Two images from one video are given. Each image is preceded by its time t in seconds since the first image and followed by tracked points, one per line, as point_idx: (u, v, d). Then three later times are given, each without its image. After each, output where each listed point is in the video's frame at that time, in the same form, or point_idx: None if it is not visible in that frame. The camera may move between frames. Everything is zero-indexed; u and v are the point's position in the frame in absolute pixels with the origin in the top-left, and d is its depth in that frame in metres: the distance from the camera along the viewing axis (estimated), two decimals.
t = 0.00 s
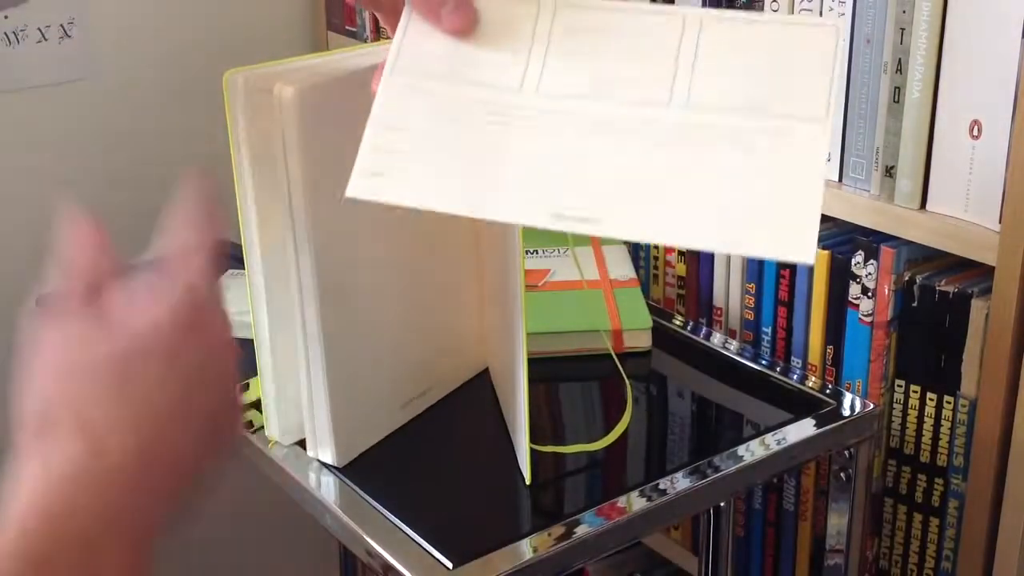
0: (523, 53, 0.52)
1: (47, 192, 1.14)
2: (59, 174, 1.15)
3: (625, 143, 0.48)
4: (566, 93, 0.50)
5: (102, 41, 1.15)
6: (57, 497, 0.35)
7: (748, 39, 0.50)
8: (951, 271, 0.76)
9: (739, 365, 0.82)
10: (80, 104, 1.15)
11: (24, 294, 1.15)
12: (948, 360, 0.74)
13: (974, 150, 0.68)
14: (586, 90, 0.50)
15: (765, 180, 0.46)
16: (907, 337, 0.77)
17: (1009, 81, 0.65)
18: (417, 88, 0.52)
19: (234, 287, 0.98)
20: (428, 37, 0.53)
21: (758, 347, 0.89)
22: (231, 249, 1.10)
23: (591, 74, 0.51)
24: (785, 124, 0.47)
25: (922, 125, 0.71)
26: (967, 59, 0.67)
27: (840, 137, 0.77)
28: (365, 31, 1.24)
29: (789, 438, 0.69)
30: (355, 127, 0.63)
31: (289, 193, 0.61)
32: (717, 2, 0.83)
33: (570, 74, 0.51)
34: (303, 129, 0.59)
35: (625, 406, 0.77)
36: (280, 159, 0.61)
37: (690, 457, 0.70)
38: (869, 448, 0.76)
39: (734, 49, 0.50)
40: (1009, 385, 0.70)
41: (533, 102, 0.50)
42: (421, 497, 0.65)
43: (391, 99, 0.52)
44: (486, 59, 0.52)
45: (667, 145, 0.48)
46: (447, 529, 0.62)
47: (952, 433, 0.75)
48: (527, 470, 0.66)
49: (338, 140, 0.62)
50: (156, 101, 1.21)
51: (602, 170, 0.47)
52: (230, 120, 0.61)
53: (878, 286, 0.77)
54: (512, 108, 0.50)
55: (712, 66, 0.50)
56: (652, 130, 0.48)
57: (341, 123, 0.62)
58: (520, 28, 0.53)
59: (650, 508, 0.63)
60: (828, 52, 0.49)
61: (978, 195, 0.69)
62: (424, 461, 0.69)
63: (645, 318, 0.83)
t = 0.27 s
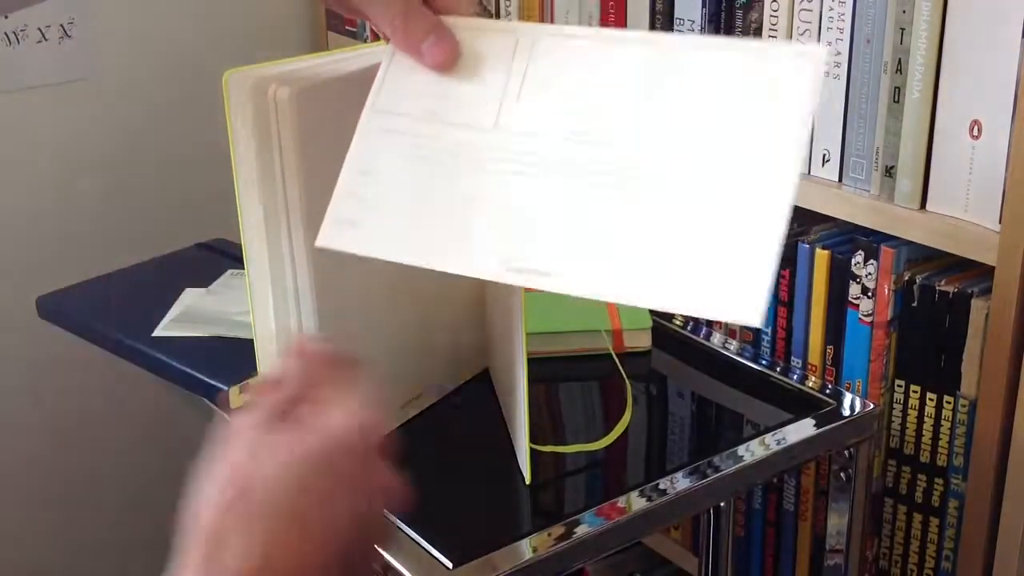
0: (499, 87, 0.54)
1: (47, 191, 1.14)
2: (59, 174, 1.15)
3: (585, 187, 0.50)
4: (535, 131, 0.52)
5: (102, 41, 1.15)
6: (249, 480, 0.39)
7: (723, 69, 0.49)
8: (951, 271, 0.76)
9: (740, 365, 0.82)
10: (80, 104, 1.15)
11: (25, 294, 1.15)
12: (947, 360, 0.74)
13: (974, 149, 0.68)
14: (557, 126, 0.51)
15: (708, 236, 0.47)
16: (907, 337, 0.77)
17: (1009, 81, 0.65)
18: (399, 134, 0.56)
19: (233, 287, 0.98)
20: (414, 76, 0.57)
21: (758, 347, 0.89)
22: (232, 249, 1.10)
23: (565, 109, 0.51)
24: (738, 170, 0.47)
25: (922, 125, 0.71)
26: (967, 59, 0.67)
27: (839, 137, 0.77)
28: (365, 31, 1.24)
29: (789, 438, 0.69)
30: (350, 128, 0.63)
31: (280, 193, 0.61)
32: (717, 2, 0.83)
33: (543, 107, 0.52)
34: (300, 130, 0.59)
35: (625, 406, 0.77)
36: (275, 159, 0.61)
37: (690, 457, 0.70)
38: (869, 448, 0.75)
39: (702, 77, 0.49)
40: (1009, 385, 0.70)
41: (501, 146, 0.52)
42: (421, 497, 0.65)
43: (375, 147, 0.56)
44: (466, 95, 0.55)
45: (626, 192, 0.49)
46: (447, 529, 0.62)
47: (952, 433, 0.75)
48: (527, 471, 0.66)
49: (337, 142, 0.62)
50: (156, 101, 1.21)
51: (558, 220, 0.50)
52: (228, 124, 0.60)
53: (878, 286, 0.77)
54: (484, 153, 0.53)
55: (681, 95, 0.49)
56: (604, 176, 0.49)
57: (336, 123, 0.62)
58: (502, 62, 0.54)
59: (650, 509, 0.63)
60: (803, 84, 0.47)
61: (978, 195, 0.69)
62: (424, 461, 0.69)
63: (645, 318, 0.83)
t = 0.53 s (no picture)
0: (454, 93, 0.53)
1: (47, 191, 1.14)
2: (59, 174, 1.15)
3: (522, 193, 0.49)
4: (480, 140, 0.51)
5: (102, 41, 1.15)
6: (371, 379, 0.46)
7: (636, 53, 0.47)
8: (951, 271, 0.76)
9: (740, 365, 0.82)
10: (80, 104, 1.15)
11: (25, 294, 1.14)
12: (947, 360, 0.74)
13: (974, 149, 0.68)
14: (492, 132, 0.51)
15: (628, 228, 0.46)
16: (907, 337, 0.77)
17: (1009, 81, 0.65)
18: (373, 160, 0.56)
19: (233, 287, 0.98)
20: (392, 99, 0.57)
21: (758, 347, 0.89)
22: (232, 249, 1.10)
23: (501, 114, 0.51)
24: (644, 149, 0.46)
25: (922, 125, 0.71)
26: (967, 59, 0.67)
27: (839, 137, 0.77)
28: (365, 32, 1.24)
29: (789, 438, 0.69)
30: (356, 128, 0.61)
31: (279, 191, 0.61)
32: (717, 2, 0.83)
33: (485, 102, 0.52)
34: (301, 128, 0.59)
35: (625, 406, 0.77)
36: (275, 157, 0.60)
37: (690, 457, 0.70)
38: (869, 448, 0.75)
39: (599, 53, 0.48)
40: (1009, 385, 0.70)
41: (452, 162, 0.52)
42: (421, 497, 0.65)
43: (357, 169, 0.57)
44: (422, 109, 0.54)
45: (556, 193, 0.48)
46: (447, 529, 0.62)
47: (952, 433, 0.75)
48: (528, 472, 0.67)
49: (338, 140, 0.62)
50: (156, 101, 1.21)
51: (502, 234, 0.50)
52: (229, 123, 0.61)
53: (878, 286, 0.77)
54: (438, 170, 0.53)
55: (590, 76, 0.48)
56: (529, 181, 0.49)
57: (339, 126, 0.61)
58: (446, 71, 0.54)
59: (651, 508, 0.63)
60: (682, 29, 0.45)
61: (979, 195, 0.69)
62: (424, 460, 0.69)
63: (644, 318, 0.83)
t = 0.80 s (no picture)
0: (455, 102, 0.55)
1: (48, 191, 1.14)
2: (60, 173, 1.15)
3: (516, 195, 0.50)
4: (480, 146, 0.52)
5: (102, 41, 1.15)
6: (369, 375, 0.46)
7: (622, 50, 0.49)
8: (951, 271, 0.76)
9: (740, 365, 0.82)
10: (81, 104, 1.15)
11: (25, 294, 1.14)
12: (947, 361, 0.74)
13: (974, 150, 0.68)
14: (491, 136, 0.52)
15: (613, 234, 0.46)
16: (907, 337, 0.77)
17: (1008, 81, 0.65)
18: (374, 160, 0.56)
19: (233, 287, 0.98)
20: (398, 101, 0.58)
21: (758, 347, 0.89)
22: (233, 249, 1.10)
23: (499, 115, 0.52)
24: (638, 157, 0.46)
25: (922, 125, 0.71)
26: (967, 60, 0.67)
27: (839, 137, 0.77)
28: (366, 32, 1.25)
29: (789, 438, 0.69)
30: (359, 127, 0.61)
31: (279, 191, 0.61)
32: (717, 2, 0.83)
33: (483, 108, 0.53)
34: (302, 129, 0.59)
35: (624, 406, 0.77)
36: (276, 158, 0.60)
37: (690, 457, 0.70)
38: (869, 448, 0.75)
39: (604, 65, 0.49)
40: (1009, 385, 0.70)
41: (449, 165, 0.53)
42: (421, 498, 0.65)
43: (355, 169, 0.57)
44: (429, 112, 0.56)
45: (552, 194, 0.48)
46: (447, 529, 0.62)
47: (952, 433, 0.75)
48: (528, 473, 0.67)
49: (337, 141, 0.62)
50: (156, 101, 1.21)
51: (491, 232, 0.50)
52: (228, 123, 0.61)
53: (878, 286, 0.77)
54: (436, 171, 0.54)
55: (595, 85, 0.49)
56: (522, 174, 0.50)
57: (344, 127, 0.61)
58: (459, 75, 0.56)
59: (651, 509, 0.63)
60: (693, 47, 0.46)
61: (979, 195, 0.69)
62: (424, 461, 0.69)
63: (644, 318, 0.83)
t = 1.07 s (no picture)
0: (461, 91, 0.56)
1: (48, 191, 1.14)
2: (59, 174, 1.15)
3: (511, 178, 0.51)
4: (480, 133, 0.53)
5: (102, 42, 1.15)
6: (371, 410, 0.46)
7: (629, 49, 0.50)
8: (951, 271, 0.76)
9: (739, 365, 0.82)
10: (81, 104, 1.15)
11: (25, 294, 1.14)
12: (947, 361, 0.74)
13: (974, 150, 0.68)
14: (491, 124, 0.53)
15: (599, 219, 0.47)
16: (907, 337, 0.77)
17: (1008, 81, 0.65)
18: (375, 141, 0.58)
19: (233, 287, 0.98)
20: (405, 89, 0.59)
21: (758, 347, 0.89)
22: (232, 249, 1.10)
23: (503, 105, 0.53)
24: (631, 147, 0.47)
25: (922, 125, 0.71)
26: (967, 59, 0.67)
27: (840, 137, 0.77)
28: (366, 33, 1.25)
29: (789, 438, 0.69)
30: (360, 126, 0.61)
31: (279, 189, 0.61)
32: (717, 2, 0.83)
33: (487, 100, 0.54)
34: (300, 129, 0.59)
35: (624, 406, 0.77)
36: (276, 157, 0.60)
37: (690, 457, 0.70)
38: (869, 449, 0.75)
39: (609, 61, 0.50)
40: (1009, 385, 0.70)
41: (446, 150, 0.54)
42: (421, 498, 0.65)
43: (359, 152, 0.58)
44: (435, 103, 0.57)
45: (545, 186, 0.49)
46: (446, 529, 0.62)
47: (951, 433, 0.75)
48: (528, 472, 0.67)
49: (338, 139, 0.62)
50: (156, 101, 1.21)
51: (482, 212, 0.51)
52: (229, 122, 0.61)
53: (878, 286, 0.77)
54: (434, 154, 0.55)
55: (597, 83, 0.50)
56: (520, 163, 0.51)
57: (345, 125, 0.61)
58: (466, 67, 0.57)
59: (650, 508, 0.63)
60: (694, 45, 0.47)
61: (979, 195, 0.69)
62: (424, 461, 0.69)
63: (644, 318, 0.83)
